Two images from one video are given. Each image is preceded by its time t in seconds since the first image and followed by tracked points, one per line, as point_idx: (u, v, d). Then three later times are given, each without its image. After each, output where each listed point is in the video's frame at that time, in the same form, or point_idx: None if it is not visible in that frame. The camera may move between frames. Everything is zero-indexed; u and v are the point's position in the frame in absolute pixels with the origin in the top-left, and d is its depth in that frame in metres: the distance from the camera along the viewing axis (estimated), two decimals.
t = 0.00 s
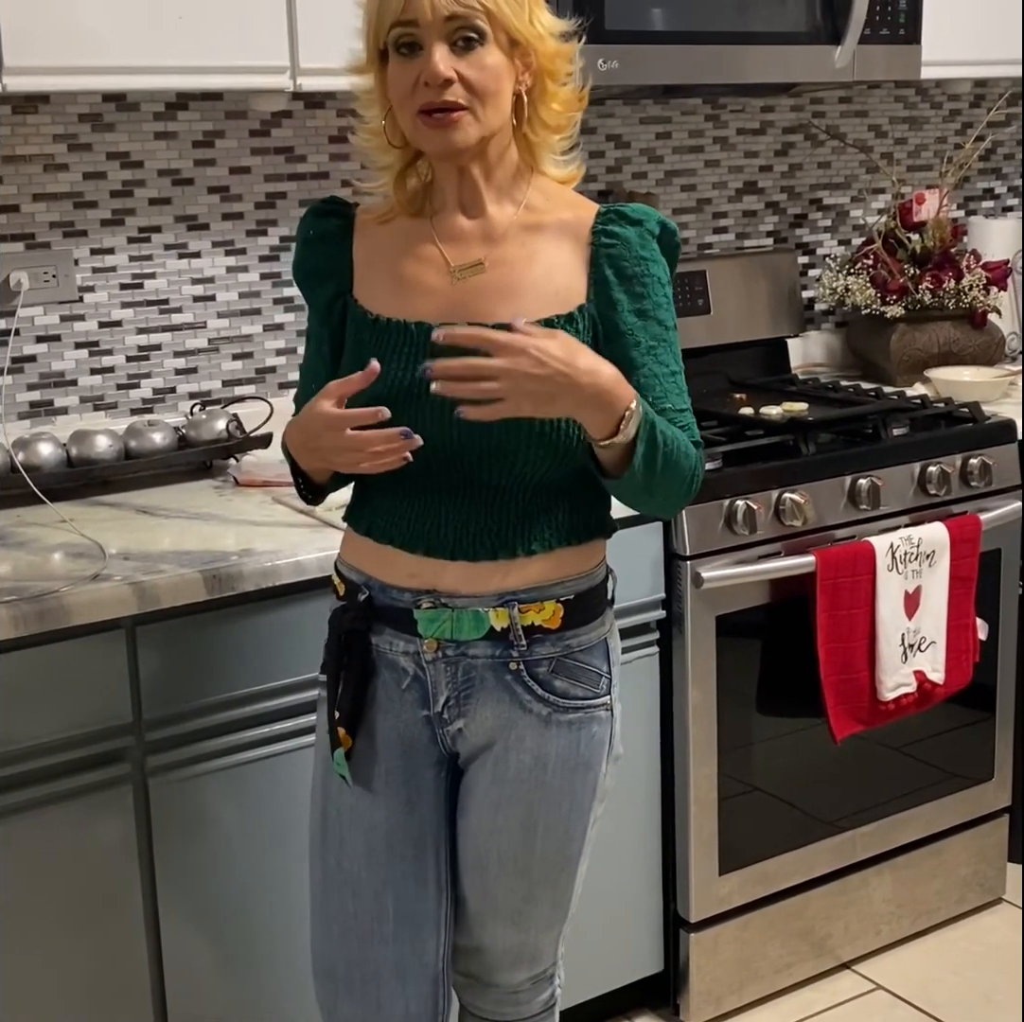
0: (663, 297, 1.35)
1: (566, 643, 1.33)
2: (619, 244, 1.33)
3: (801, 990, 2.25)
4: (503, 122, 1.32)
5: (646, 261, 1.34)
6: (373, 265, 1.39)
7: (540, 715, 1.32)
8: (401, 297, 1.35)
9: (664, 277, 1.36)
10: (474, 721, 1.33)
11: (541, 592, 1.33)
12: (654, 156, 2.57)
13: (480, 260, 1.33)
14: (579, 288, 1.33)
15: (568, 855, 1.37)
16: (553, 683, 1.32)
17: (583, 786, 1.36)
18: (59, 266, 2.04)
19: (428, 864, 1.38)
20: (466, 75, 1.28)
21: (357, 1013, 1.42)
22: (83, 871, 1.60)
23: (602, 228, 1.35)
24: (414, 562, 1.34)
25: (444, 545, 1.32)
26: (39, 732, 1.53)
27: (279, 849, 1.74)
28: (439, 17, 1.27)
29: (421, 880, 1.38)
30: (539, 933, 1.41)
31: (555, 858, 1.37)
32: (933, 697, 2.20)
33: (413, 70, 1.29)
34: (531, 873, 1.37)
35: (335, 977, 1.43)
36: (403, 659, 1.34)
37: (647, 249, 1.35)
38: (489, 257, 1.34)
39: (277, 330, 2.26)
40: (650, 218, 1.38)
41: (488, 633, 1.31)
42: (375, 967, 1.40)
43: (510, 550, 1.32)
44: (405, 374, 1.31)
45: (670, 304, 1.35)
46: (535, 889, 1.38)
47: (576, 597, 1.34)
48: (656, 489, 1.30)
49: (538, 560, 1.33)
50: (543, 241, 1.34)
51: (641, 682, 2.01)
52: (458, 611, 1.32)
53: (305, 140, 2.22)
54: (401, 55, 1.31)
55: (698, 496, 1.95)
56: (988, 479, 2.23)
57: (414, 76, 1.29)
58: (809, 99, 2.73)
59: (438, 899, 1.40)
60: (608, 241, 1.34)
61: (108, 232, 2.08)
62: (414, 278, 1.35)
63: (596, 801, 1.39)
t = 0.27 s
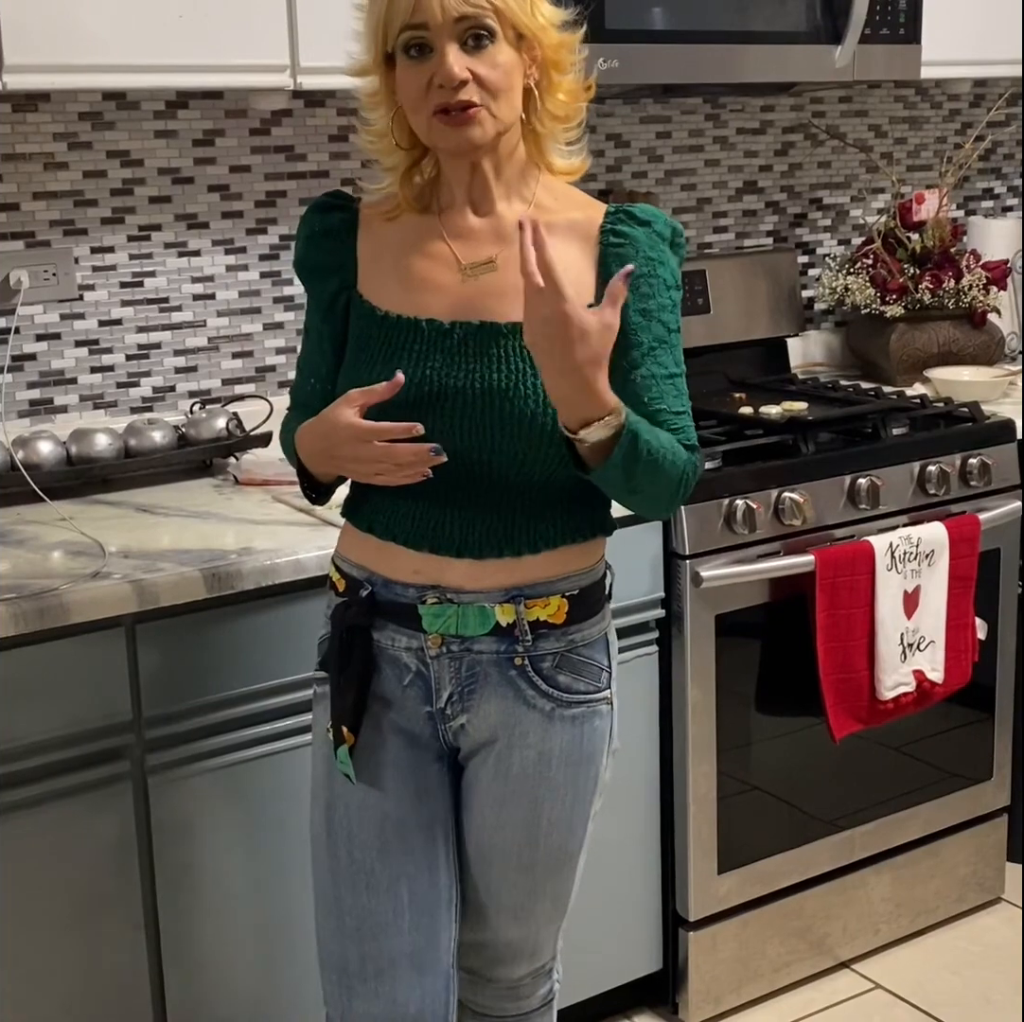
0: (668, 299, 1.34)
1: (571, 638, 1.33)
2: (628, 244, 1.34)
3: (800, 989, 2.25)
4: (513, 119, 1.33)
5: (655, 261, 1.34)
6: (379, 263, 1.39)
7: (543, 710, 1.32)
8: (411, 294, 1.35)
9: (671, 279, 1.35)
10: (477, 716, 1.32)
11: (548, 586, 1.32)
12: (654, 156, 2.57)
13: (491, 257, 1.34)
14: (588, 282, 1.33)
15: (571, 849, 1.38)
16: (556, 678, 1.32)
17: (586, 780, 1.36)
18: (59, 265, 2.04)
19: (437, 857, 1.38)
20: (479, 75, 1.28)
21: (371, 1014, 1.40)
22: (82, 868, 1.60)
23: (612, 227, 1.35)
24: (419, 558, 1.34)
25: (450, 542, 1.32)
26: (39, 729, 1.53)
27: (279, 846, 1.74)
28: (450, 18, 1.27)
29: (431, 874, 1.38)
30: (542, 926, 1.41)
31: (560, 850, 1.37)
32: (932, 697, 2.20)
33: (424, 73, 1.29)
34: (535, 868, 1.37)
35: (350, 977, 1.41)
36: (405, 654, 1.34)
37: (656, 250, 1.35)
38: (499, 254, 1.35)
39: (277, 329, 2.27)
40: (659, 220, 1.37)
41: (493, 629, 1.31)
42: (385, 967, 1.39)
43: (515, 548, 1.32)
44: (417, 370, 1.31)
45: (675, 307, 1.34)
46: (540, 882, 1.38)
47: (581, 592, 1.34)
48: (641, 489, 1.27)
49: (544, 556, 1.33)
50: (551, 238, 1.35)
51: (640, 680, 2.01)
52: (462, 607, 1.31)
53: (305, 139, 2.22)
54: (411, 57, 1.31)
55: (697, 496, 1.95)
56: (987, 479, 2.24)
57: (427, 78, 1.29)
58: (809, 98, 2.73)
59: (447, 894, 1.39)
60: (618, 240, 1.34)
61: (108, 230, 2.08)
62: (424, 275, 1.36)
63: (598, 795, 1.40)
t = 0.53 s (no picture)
0: (660, 300, 1.36)
1: (568, 640, 1.34)
2: (618, 245, 1.35)
3: (799, 988, 2.25)
4: (507, 125, 1.33)
5: (645, 264, 1.35)
6: (368, 266, 1.37)
7: (542, 713, 1.32)
8: (400, 299, 1.33)
9: (661, 280, 1.37)
10: (477, 720, 1.32)
11: (545, 590, 1.33)
12: (654, 155, 2.57)
13: (478, 262, 1.33)
14: (578, 291, 1.34)
15: (571, 848, 1.38)
16: (555, 680, 1.32)
17: (585, 780, 1.36)
18: (60, 263, 2.04)
19: (446, 859, 1.36)
20: (475, 78, 1.28)
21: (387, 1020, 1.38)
22: (82, 865, 1.60)
23: (601, 229, 1.36)
24: (410, 564, 1.33)
25: (443, 548, 1.32)
26: (40, 726, 1.53)
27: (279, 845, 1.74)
28: (451, 20, 1.27)
29: (440, 878, 1.36)
30: (544, 923, 1.41)
31: (561, 849, 1.37)
32: (931, 695, 2.20)
33: (420, 73, 1.28)
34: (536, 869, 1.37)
35: (364, 980, 1.39)
36: (403, 660, 1.33)
37: (645, 253, 1.36)
38: (487, 258, 1.33)
39: (278, 328, 2.27)
40: (648, 221, 1.39)
41: (490, 633, 1.31)
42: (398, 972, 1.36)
43: (510, 554, 1.32)
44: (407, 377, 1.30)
45: (666, 308, 1.37)
46: (542, 880, 1.38)
47: (577, 595, 1.35)
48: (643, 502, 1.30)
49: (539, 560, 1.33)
50: (541, 244, 1.34)
51: (640, 679, 2.02)
52: (458, 611, 1.31)
53: (306, 137, 2.23)
54: (408, 54, 1.29)
55: (697, 494, 1.95)
56: (987, 478, 2.24)
57: (424, 77, 1.28)
58: (810, 98, 2.73)
59: (457, 896, 1.37)
60: (608, 242, 1.35)
61: (110, 228, 2.08)
62: (412, 279, 1.34)
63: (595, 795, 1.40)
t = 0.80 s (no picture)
0: (650, 301, 1.30)
1: (561, 653, 1.29)
2: (606, 247, 1.29)
3: (800, 987, 2.25)
4: (490, 122, 1.28)
5: (633, 266, 1.29)
6: (352, 273, 1.33)
7: (533, 727, 1.28)
8: (384, 307, 1.29)
9: (651, 281, 1.31)
10: (467, 733, 1.28)
11: (536, 602, 1.28)
12: (657, 153, 2.57)
13: (463, 267, 1.28)
14: (566, 297, 1.28)
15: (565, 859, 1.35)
16: (546, 694, 1.28)
17: (579, 792, 1.33)
18: (63, 260, 2.04)
19: (440, 871, 1.33)
20: (457, 70, 1.24)
21: None
22: (86, 861, 1.60)
23: (588, 230, 1.30)
24: (399, 576, 1.29)
25: (432, 561, 1.27)
26: (44, 723, 1.53)
27: (281, 841, 1.75)
28: (432, 9, 1.23)
29: (434, 890, 1.33)
30: (538, 932, 1.38)
31: (554, 862, 1.34)
32: (933, 694, 2.21)
33: (401, 64, 1.24)
34: (529, 880, 1.34)
35: (361, 989, 1.37)
36: (392, 671, 1.29)
37: (633, 253, 1.30)
38: (472, 264, 1.28)
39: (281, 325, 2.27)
40: (636, 219, 1.33)
41: (480, 647, 1.27)
42: (395, 981, 1.35)
43: (501, 567, 1.27)
44: (392, 388, 1.26)
45: (658, 308, 1.31)
46: (536, 892, 1.35)
47: (570, 607, 1.30)
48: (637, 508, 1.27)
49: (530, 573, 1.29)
50: (528, 248, 1.30)
51: (641, 678, 2.02)
52: (448, 625, 1.26)
53: (309, 135, 2.23)
54: (388, 46, 1.26)
55: (699, 493, 1.95)
56: (990, 477, 2.24)
57: (403, 69, 1.24)
58: (813, 97, 2.73)
59: (451, 907, 1.35)
60: (595, 244, 1.29)
61: (113, 225, 2.08)
62: (396, 287, 1.30)
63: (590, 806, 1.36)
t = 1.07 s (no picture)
0: (641, 309, 1.26)
1: (545, 671, 1.26)
2: (592, 254, 1.25)
3: (802, 986, 2.25)
4: (476, 114, 1.25)
5: (621, 272, 1.25)
6: (332, 278, 1.31)
7: (516, 746, 1.25)
8: (364, 313, 1.27)
9: (642, 287, 1.27)
10: (449, 751, 1.25)
11: (519, 619, 1.25)
12: (662, 152, 2.57)
13: (446, 272, 1.26)
14: (550, 302, 1.26)
15: (554, 877, 1.31)
16: (529, 713, 1.25)
17: (566, 810, 1.29)
18: (68, 257, 2.04)
19: (428, 890, 1.29)
20: (441, 55, 1.21)
21: None
22: (90, 858, 1.60)
23: (573, 236, 1.27)
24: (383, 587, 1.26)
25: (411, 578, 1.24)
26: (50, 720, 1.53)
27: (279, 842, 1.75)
28: None
29: (422, 910, 1.29)
30: (528, 950, 1.35)
31: (540, 879, 1.31)
32: (937, 693, 2.20)
33: (382, 48, 1.22)
34: (518, 898, 1.31)
35: (351, 1012, 1.33)
36: (371, 686, 1.26)
37: (622, 260, 1.26)
38: (456, 268, 1.26)
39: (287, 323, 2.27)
40: (628, 226, 1.28)
41: (462, 663, 1.23)
42: (385, 1002, 1.30)
43: (482, 582, 1.24)
44: (370, 396, 1.24)
45: (648, 316, 1.27)
46: (524, 910, 1.32)
47: (555, 624, 1.26)
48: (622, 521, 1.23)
49: (513, 590, 1.25)
50: (511, 251, 1.27)
51: (644, 677, 2.02)
52: (431, 641, 1.23)
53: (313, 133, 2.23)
54: (370, 33, 1.24)
55: (704, 491, 1.95)
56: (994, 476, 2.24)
57: (384, 54, 1.22)
58: (818, 95, 2.73)
59: (440, 925, 1.31)
60: (582, 250, 1.26)
61: (118, 223, 2.08)
62: (377, 292, 1.28)
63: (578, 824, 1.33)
